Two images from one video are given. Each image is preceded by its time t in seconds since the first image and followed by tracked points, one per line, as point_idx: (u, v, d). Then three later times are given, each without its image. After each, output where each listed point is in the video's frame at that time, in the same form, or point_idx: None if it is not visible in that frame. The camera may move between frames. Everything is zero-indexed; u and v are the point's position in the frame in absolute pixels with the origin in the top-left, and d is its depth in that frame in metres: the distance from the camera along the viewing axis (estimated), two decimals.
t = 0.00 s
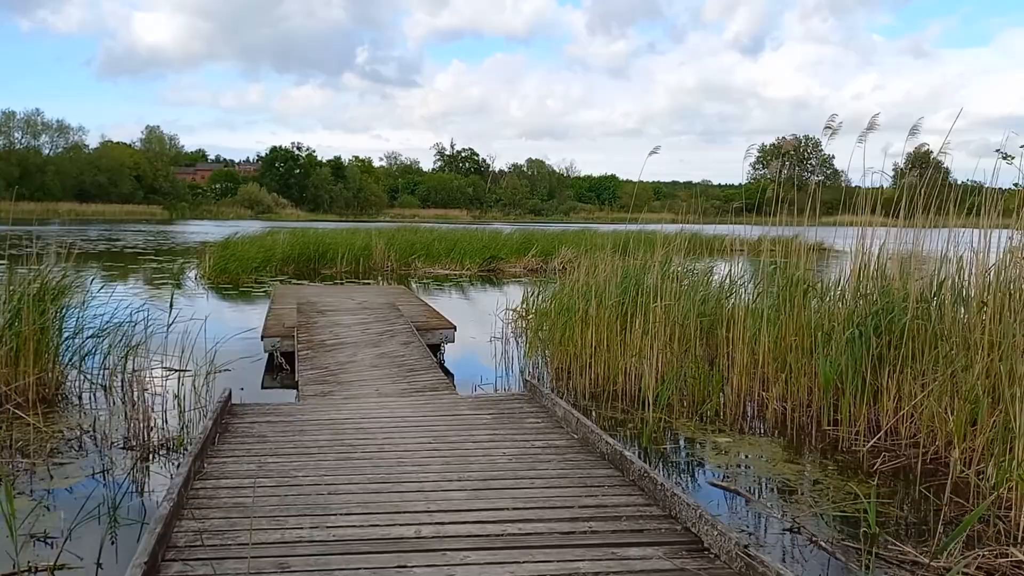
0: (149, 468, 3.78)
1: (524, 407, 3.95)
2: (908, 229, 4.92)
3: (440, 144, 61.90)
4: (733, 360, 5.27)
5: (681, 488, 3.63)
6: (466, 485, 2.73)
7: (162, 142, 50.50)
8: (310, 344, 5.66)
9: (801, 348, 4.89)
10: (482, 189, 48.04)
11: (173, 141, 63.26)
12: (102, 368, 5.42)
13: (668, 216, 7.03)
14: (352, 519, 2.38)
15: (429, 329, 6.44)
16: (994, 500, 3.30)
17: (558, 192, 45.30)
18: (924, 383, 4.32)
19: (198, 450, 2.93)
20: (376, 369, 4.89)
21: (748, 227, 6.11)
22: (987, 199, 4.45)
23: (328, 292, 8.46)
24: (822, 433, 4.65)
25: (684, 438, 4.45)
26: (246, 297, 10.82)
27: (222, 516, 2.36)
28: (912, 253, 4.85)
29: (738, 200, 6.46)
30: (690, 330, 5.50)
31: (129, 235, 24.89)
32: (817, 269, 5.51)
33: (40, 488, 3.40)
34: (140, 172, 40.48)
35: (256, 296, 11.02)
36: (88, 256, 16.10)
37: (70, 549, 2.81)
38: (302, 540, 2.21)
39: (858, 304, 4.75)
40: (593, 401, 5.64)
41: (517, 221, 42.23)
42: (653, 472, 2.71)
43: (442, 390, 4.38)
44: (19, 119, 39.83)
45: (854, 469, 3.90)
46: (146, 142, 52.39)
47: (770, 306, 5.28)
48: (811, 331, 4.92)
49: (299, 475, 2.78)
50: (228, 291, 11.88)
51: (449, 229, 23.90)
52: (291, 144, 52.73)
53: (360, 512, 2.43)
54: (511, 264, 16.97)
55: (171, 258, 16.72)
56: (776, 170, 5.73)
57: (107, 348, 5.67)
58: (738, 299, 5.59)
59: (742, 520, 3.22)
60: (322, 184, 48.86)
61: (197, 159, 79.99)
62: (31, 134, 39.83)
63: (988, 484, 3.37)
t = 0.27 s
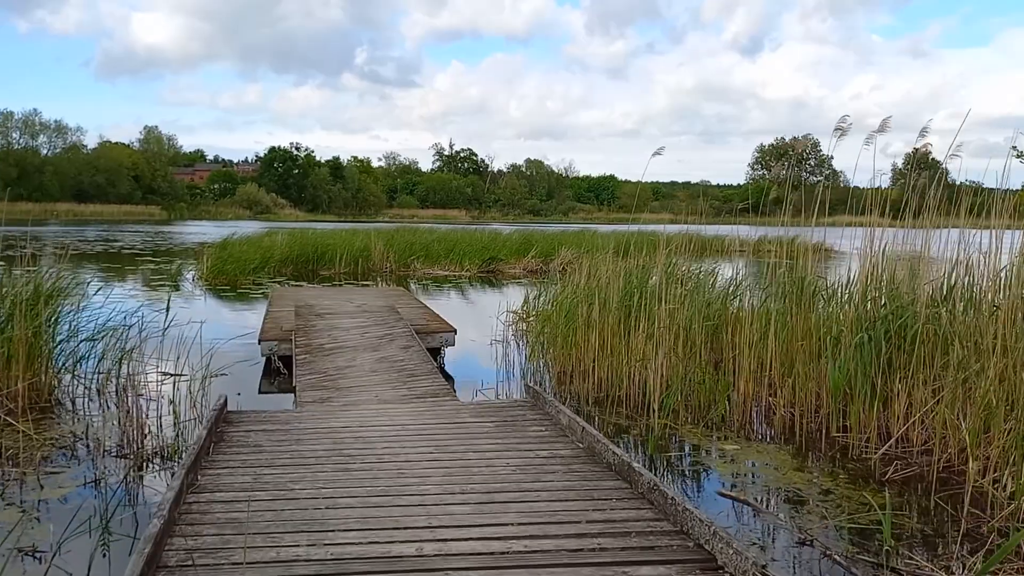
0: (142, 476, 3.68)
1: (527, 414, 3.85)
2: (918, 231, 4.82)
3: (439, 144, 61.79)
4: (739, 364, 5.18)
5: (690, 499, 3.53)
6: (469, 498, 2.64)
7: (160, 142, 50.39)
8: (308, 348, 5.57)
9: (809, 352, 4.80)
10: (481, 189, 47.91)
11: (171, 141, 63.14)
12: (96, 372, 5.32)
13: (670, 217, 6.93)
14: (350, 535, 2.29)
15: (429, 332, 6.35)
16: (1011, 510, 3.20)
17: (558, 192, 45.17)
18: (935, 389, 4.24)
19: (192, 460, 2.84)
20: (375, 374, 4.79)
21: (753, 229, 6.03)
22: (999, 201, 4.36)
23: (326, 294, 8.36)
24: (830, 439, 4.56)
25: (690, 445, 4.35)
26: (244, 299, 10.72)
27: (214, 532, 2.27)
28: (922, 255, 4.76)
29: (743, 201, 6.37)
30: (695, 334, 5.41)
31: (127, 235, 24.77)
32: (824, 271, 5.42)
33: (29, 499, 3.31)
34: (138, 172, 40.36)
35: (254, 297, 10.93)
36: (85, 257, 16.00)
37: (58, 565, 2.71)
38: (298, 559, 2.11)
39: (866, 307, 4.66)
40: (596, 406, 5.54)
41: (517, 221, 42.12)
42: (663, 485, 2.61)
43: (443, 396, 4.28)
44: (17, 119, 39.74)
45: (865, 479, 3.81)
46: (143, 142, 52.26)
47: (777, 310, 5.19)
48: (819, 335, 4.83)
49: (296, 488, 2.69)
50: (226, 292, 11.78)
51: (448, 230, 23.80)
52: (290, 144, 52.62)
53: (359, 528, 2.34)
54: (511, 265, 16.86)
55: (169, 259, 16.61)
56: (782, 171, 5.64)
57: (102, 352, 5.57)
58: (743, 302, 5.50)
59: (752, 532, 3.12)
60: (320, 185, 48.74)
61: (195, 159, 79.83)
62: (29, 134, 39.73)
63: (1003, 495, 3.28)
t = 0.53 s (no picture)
0: (139, 480, 3.61)
1: (531, 416, 3.78)
2: (927, 230, 4.75)
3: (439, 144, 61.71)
4: (745, 365, 5.11)
5: (699, 503, 3.46)
6: (474, 503, 2.57)
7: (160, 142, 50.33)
8: (308, 349, 5.50)
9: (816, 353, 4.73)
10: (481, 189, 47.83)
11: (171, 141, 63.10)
12: (93, 373, 5.25)
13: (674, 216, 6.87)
14: (352, 543, 2.22)
15: (430, 333, 6.28)
16: None
17: (558, 192, 45.09)
18: (945, 391, 4.17)
19: (189, 464, 2.77)
20: (377, 375, 4.73)
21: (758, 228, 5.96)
22: (1011, 199, 4.28)
23: (326, 295, 8.29)
24: (838, 441, 4.49)
25: (696, 448, 4.28)
26: (243, 299, 10.65)
27: (212, 540, 2.20)
28: (931, 255, 4.68)
29: (748, 200, 6.30)
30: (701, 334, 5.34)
31: (126, 235, 24.71)
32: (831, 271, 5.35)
33: (23, 504, 3.24)
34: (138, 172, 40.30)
35: (254, 297, 10.86)
36: (85, 257, 15.94)
37: (51, 572, 2.64)
38: (298, 568, 2.04)
39: (875, 307, 4.59)
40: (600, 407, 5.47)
41: (517, 221, 42.03)
42: (674, 490, 2.54)
43: (445, 398, 4.21)
44: (17, 119, 39.69)
45: (876, 483, 3.73)
46: (143, 141, 52.20)
47: (783, 310, 5.12)
48: (826, 336, 4.76)
49: (296, 493, 2.62)
50: (226, 292, 11.71)
51: (448, 229, 23.71)
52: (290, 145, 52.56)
53: (361, 535, 2.27)
54: (511, 265, 16.78)
55: (168, 258, 16.55)
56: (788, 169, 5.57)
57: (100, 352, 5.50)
58: (749, 302, 5.43)
59: (763, 537, 3.04)
60: (320, 184, 48.67)
61: (195, 160, 79.76)
62: (28, 134, 39.67)
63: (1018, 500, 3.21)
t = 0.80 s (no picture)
0: (135, 490, 3.53)
1: (536, 424, 3.71)
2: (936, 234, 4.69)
3: (438, 145, 61.63)
4: (752, 370, 5.05)
5: (708, 514, 3.39)
6: (479, 518, 2.49)
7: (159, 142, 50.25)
8: (309, 353, 5.43)
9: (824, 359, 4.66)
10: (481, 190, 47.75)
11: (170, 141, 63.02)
12: (90, 378, 5.17)
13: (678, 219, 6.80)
14: (354, 560, 2.15)
15: (432, 337, 6.21)
16: None
17: (557, 192, 45.03)
18: (957, 398, 4.10)
19: (187, 477, 2.69)
20: (378, 381, 4.66)
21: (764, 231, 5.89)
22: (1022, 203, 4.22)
23: (326, 297, 8.22)
24: (847, 449, 4.42)
25: (703, 456, 4.21)
26: (242, 301, 10.58)
27: (210, 558, 2.12)
28: (941, 258, 4.62)
29: (753, 203, 6.23)
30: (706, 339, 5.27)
31: (125, 236, 24.63)
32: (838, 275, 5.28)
33: (17, 515, 3.16)
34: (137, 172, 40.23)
35: (253, 299, 10.79)
36: (83, 258, 15.88)
37: None
38: None
39: (883, 313, 4.52)
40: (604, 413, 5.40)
41: (516, 222, 41.95)
42: (686, 504, 2.47)
43: (448, 405, 4.14)
44: (16, 120, 39.62)
45: (888, 493, 3.68)
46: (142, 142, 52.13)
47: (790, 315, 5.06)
48: (834, 341, 4.69)
49: (297, 507, 2.54)
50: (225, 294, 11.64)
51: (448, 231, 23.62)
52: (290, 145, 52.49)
53: (364, 553, 2.20)
54: (512, 267, 16.70)
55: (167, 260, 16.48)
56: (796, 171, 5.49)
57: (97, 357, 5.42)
58: (755, 306, 5.36)
59: (775, 550, 2.98)
60: (319, 185, 48.59)
61: (194, 160, 79.64)
62: (27, 135, 39.60)
63: None
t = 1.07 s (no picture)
0: (132, 492, 3.47)
1: (540, 425, 3.65)
2: (945, 232, 4.62)
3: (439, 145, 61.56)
4: (757, 371, 4.98)
5: (716, 516, 3.32)
6: (483, 521, 2.43)
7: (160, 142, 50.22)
8: (309, 353, 5.36)
9: (831, 358, 4.59)
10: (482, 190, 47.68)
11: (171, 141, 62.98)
12: (88, 379, 5.11)
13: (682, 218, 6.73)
14: (355, 565, 2.08)
15: (433, 336, 6.14)
16: None
17: (558, 192, 44.96)
18: (967, 398, 4.04)
19: (184, 479, 2.63)
20: (379, 381, 4.59)
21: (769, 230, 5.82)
22: None
23: (326, 297, 8.16)
24: (855, 450, 4.35)
25: (709, 457, 4.15)
26: (243, 301, 10.52)
27: (206, 563, 2.06)
28: (950, 257, 4.55)
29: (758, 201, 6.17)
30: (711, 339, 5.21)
31: (125, 236, 24.57)
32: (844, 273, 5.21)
33: (10, 517, 3.10)
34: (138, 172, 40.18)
35: (253, 299, 10.72)
36: (83, 258, 15.81)
37: None
38: None
39: (892, 312, 4.46)
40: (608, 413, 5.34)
41: (517, 221, 41.88)
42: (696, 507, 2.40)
43: (450, 406, 4.07)
44: (17, 120, 39.58)
45: (898, 494, 3.63)
46: (142, 142, 52.07)
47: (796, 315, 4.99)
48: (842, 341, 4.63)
49: (296, 510, 2.48)
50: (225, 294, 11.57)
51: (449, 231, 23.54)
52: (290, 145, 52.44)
53: (366, 557, 2.13)
54: (513, 266, 16.63)
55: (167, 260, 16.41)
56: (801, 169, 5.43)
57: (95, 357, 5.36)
58: (760, 305, 5.30)
59: (785, 553, 2.92)
60: (320, 185, 48.53)
61: (195, 160, 79.67)
62: (27, 135, 39.58)
63: None
